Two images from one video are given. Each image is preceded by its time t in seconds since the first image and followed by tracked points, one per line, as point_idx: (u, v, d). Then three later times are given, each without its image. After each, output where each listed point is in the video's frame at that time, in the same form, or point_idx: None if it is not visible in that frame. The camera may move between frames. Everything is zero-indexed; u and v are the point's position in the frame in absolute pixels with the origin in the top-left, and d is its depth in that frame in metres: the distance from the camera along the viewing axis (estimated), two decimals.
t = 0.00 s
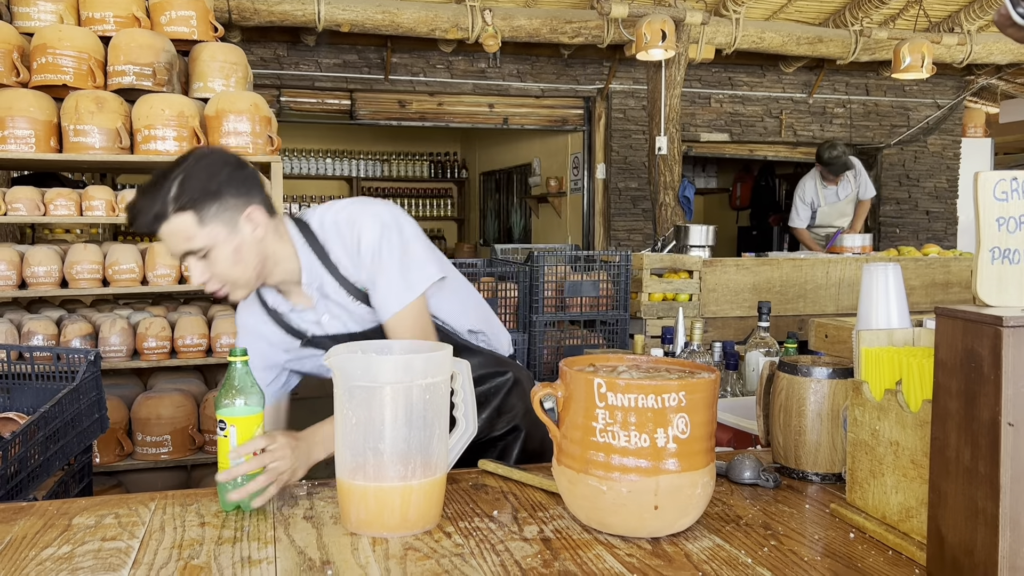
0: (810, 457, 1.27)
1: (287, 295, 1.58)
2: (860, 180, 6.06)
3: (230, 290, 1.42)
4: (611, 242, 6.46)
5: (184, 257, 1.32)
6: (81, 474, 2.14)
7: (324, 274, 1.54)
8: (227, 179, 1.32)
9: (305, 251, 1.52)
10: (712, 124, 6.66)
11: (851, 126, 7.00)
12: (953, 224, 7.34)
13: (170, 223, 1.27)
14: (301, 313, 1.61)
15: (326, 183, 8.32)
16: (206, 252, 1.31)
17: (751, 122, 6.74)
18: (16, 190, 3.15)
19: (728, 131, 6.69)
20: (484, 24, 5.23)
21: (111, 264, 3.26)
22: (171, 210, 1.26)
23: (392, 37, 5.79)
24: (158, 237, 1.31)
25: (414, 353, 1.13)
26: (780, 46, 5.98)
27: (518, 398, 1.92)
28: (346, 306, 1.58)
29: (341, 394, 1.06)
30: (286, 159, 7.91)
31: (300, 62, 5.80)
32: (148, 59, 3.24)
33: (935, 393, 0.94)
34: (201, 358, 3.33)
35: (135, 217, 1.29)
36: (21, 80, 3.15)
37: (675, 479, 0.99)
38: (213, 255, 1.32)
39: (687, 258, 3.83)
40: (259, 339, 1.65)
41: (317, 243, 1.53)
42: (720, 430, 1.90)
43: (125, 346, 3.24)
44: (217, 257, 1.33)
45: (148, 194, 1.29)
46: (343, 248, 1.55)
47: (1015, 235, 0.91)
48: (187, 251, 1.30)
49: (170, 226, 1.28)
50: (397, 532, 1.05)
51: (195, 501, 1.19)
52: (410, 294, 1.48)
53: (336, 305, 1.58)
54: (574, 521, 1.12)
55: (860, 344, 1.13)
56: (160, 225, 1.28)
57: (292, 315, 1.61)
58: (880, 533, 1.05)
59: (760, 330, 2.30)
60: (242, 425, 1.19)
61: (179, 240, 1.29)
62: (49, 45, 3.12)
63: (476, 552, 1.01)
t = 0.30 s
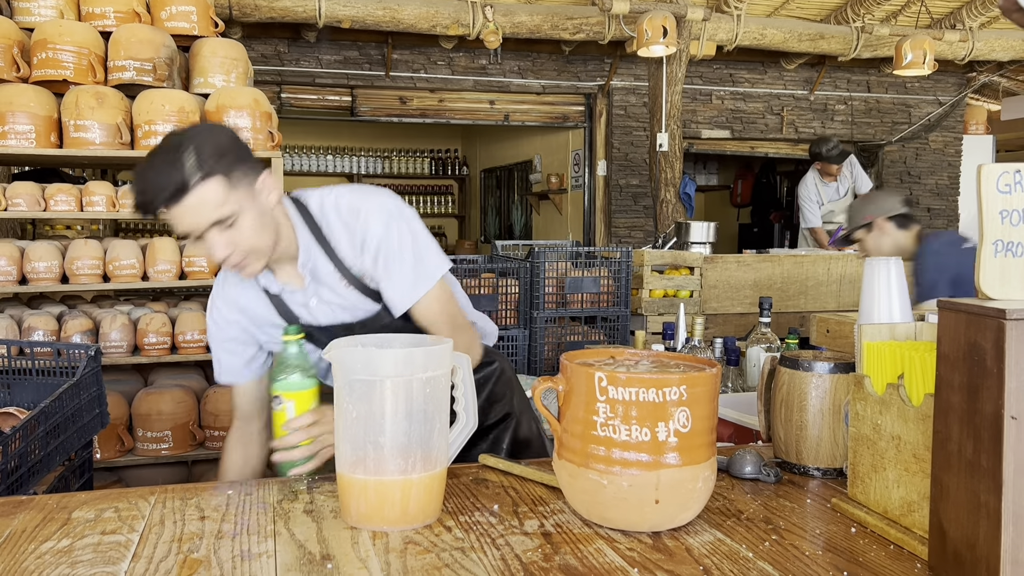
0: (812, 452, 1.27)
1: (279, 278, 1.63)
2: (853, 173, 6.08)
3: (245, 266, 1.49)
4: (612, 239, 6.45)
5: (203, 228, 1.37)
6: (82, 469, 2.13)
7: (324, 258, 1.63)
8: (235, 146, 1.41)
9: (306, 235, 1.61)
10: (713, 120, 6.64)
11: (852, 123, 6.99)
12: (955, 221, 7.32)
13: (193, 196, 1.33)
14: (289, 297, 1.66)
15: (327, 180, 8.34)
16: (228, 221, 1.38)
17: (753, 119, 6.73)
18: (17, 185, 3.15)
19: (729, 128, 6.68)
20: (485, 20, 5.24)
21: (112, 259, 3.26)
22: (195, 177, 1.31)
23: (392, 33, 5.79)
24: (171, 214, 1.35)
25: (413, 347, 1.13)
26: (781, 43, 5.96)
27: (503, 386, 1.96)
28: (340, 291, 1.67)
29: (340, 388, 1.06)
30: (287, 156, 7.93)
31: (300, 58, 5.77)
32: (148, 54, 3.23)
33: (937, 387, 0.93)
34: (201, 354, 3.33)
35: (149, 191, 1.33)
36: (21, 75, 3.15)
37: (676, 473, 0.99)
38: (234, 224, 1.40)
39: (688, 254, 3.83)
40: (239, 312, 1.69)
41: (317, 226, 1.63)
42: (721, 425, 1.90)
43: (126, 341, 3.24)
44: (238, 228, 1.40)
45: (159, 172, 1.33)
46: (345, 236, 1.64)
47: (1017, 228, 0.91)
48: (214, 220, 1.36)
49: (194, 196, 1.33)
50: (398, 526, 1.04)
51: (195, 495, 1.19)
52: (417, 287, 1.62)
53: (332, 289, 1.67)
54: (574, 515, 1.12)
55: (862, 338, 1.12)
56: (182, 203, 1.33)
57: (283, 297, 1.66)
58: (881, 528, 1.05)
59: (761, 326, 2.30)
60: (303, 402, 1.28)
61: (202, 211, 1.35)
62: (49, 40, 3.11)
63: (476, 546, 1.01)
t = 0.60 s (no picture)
0: (812, 451, 1.27)
1: (364, 191, 1.61)
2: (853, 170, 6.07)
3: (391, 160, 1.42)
4: (613, 237, 6.44)
5: (394, 98, 1.34)
6: (83, 467, 2.14)
7: (420, 186, 1.66)
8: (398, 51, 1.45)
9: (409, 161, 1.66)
10: (714, 118, 6.64)
11: (854, 121, 6.99)
12: (956, 220, 7.32)
13: (397, 65, 1.34)
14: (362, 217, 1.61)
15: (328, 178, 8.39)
16: (412, 103, 1.37)
17: (753, 117, 6.73)
18: (18, 183, 3.15)
19: (731, 126, 6.67)
20: (486, 18, 5.22)
21: (113, 257, 3.26)
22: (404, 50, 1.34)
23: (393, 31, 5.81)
24: (361, 74, 1.32)
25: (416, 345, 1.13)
26: (782, 41, 5.97)
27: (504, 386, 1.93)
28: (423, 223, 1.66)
29: (342, 385, 1.06)
30: (288, 154, 7.93)
31: (301, 56, 5.79)
32: (149, 52, 3.23)
33: (937, 385, 0.94)
34: (203, 352, 3.33)
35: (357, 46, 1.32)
36: (22, 74, 3.16)
37: (677, 471, 0.99)
38: (412, 109, 1.38)
39: (689, 253, 3.84)
40: (296, 220, 1.58)
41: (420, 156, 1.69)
42: (721, 422, 1.91)
43: (128, 339, 3.24)
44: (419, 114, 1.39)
45: (379, 29, 1.34)
46: (444, 171, 1.69)
47: (1018, 227, 0.91)
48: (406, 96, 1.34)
49: (396, 66, 1.33)
50: (399, 524, 1.05)
51: (196, 493, 1.19)
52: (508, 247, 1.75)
53: (412, 222, 1.65)
54: (575, 514, 1.12)
55: (862, 337, 1.12)
56: (392, 63, 1.33)
57: (361, 215, 1.61)
58: (882, 526, 1.05)
59: (761, 325, 2.31)
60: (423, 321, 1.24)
61: (404, 80, 1.34)
62: (49, 38, 3.11)
63: (477, 544, 1.01)
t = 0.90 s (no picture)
0: (813, 449, 1.27)
1: (502, 171, 1.70)
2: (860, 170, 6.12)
3: (533, 142, 1.53)
4: (613, 236, 6.44)
5: (562, 86, 1.44)
6: (85, 465, 2.14)
7: (544, 184, 1.77)
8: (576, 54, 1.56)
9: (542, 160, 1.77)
10: (715, 117, 6.64)
11: (854, 119, 6.99)
12: (956, 218, 7.33)
13: (571, 57, 1.43)
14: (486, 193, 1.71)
15: (329, 176, 8.42)
16: (572, 97, 1.47)
17: (754, 115, 6.73)
18: (19, 181, 3.15)
19: (731, 125, 6.67)
20: (486, 17, 5.22)
21: (114, 256, 3.26)
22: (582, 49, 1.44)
23: (394, 30, 5.83)
24: (540, 53, 1.42)
25: (418, 343, 1.13)
26: (783, 39, 5.98)
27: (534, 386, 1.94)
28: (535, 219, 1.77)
29: (344, 383, 1.07)
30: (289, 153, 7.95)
31: (301, 55, 5.81)
32: (150, 51, 3.24)
33: (937, 383, 0.94)
34: (204, 350, 3.34)
35: (546, 26, 1.42)
36: (23, 72, 3.16)
37: (677, 469, 1.00)
38: (570, 103, 1.48)
39: (689, 251, 3.86)
40: (428, 169, 1.67)
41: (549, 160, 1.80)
42: (721, 421, 1.91)
43: (129, 338, 3.25)
44: (575, 109, 1.49)
45: (566, 20, 1.43)
46: (564, 181, 1.82)
47: (1017, 225, 0.91)
48: (571, 88, 1.45)
49: (572, 59, 1.43)
50: (401, 522, 1.05)
51: (199, 491, 1.19)
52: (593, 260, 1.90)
53: (529, 215, 1.77)
54: (576, 511, 1.12)
55: (863, 335, 1.12)
56: (571, 51, 1.42)
57: (491, 188, 1.70)
58: (881, 524, 1.05)
59: (762, 323, 2.31)
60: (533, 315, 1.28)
61: (575, 73, 1.44)
62: (50, 37, 3.11)
63: (479, 541, 1.02)
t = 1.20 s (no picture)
0: (813, 448, 1.28)
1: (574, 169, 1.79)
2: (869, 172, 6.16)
3: (604, 143, 1.61)
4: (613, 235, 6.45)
5: (645, 99, 1.52)
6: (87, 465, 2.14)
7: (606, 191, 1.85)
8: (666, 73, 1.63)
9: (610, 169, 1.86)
10: (715, 116, 6.64)
11: (854, 119, 6.99)
12: (956, 217, 7.34)
13: (661, 74, 1.51)
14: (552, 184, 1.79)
15: (330, 175, 8.45)
16: (652, 112, 1.55)
17: (754, 115, 6.73)
18: (21, 181, 3.16)
19: (731, 124, 6.67)
20: (486, 17, 5.21)
21: (115, 256, 3.27)
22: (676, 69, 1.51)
23: (394, 30, 5.83)
24: (633, 64, 1.49)
25: (421, 343, 1.14)
26: (783, 39, 5.98)
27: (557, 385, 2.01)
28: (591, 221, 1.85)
29: (347, 383, 1.07)
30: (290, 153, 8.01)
31: (302, 54, 5.83)
32: (152, 51, 3.24)
33: (937, 382, 0.94)
34: (205, 350, 3.34)
35: (646, 40, 1.49)
36: (25, 72, 3.16)
37: (679, 468, 1.00)
38: (648, 118, 1.56)
39: (690, 250, 3.87)
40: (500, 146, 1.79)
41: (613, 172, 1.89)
42: (722, 421, 1.92)
43: (130, 337, 3.25)
44: (652, 124, 1.57)
45: (667, 39, 1.52)
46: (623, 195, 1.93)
47: (1016, 226, 0.92)
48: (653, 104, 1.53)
49: (660, 77, 1.51)
50: (403, 521, 1.06)
51: (202, 490, 1.20)
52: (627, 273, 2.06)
53: (587, 215, 1.85)
54: (577, 511, 1.13)
55: (863, 335, 1.13)
56: (663, 70, 1.49)
57: (558, 178, 1.78)
58: (882, 522, 1.05)
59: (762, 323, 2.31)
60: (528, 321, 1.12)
61: (661, 89, 1.52)
62: (52, 38, 3.11)
63: (481, 540, 1.02)
